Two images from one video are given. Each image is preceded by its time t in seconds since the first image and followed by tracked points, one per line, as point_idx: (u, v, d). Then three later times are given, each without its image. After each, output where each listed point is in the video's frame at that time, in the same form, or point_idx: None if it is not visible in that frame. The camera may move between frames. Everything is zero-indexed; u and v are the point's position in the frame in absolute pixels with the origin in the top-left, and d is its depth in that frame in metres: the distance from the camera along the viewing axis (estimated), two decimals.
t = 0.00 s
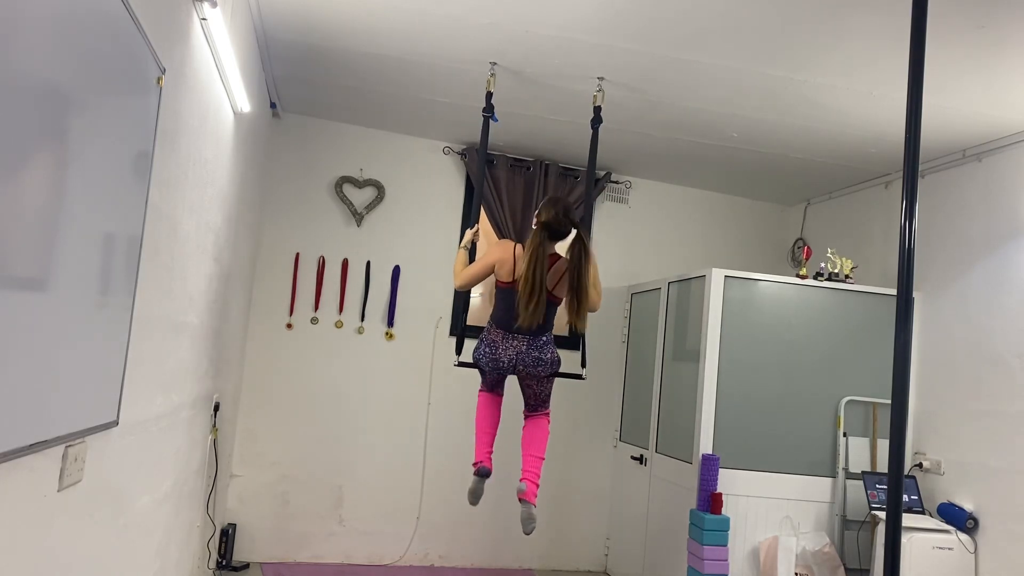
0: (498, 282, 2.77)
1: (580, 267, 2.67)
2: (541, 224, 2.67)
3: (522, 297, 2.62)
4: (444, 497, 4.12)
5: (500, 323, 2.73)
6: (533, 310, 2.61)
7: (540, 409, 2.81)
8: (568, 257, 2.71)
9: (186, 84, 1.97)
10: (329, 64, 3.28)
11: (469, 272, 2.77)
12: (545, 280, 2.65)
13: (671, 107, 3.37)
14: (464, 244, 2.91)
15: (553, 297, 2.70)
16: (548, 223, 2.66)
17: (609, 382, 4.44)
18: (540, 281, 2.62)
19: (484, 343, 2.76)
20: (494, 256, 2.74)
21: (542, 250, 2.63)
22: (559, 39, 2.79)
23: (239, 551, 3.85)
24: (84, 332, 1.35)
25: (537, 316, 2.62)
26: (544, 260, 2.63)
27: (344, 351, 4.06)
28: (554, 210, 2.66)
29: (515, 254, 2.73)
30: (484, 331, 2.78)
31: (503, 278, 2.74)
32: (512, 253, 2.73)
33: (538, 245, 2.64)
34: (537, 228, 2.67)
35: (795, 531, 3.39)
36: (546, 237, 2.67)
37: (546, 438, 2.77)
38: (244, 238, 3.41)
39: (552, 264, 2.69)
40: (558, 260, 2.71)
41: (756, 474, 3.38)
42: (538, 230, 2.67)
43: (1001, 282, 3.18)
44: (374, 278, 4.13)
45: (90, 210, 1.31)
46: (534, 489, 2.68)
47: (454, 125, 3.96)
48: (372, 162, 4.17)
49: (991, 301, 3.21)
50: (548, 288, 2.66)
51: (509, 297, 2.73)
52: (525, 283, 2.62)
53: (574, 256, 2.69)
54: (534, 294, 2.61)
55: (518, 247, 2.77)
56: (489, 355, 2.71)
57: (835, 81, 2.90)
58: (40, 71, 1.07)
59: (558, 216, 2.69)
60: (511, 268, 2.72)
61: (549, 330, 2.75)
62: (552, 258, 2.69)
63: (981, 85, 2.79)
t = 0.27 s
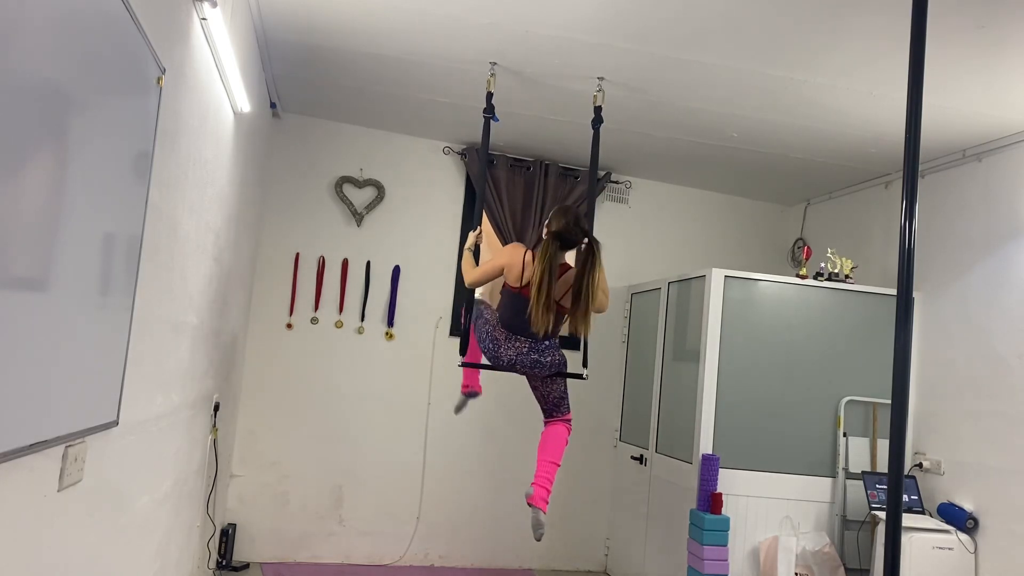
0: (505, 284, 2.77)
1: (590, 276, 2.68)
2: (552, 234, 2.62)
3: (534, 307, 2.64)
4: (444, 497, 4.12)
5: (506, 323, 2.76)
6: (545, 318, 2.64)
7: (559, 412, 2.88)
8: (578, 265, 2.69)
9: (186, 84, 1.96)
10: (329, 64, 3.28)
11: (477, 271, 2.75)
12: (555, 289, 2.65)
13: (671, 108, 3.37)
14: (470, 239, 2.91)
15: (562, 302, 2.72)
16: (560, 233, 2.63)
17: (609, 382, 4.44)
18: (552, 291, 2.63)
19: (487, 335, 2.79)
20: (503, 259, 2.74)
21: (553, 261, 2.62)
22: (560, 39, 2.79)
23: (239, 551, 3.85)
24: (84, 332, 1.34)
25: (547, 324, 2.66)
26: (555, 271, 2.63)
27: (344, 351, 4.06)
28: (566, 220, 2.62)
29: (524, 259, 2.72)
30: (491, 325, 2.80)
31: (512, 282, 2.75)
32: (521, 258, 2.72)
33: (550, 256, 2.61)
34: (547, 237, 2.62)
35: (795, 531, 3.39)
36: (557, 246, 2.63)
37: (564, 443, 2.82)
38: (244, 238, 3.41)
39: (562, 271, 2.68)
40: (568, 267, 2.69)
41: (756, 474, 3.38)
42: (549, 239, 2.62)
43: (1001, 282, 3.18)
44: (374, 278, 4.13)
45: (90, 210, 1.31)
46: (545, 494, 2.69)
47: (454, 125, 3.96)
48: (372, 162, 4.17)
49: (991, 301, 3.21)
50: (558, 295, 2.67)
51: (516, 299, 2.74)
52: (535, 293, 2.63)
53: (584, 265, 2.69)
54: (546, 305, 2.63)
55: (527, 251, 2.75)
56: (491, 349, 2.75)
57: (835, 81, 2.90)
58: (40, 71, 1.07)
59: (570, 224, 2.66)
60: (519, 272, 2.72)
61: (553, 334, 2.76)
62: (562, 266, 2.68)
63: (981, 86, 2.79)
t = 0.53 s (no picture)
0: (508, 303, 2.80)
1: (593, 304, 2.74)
2: (557, 265, 2.68)
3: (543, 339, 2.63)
4: (444, 497, 4.12)
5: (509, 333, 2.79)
6: (554, 352, 2.63)
7: (571, 405, 2.90)
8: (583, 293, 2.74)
9: (186, 84, 1.97)
10: (329, 64, 3.28)
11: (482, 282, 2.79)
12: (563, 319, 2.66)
13: (670, 108, 3.37)
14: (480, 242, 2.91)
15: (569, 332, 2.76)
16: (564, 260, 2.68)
17: (609, 382, 4.44)
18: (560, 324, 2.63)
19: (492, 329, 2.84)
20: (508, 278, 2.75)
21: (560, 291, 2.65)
22: (560, 39, 2.79)
23: (239, 551, 3.85)
24: (84, 332, 1.35)
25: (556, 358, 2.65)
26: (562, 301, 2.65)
27: (345, 351, 4.06)
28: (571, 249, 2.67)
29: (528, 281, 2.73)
30: (496, 324, 2.82)
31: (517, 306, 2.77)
32: (525, 281, 2.73)
33: (555, 287, 2.65)
34: (552, 267, 2.68)
35: (795, 531, 3.39)
36: (562, 277, 2.68)
37: (578, 437, 2.87)
38: (244, 238, 3.41)
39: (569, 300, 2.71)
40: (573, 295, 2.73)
41: (756, 474, 3.38)
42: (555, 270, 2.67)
43: (1001, 282, 3.18)
44: (374, 278, 4.13)
45: (90, 210, 1.31)
46: (556, 484, 2.74)
47: (454, 125, 3.96)
48: (372, 162, 4.17)
49: (991, 301, 3.21)
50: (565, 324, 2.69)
51: (521, 319, 2.76)
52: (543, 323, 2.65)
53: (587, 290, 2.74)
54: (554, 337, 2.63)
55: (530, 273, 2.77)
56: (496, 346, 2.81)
57: (835, 81, 2.90)
58: (40, 71, 1.07)
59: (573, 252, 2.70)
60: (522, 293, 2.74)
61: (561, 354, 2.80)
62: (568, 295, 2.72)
63: (981, 86, 2.79)
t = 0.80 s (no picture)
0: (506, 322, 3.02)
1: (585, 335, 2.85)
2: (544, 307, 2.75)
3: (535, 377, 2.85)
4: (444, 497, 4.12)
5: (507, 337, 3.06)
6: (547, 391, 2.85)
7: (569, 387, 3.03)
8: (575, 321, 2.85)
9: (186, 84, 1.97)
10: (329, 64, 3.28)
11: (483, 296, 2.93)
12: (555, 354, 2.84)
13: (671, 107, 3.37)
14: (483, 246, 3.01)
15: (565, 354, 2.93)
16: (552, 297, 2.73)
17: (609, 382, 4.44)
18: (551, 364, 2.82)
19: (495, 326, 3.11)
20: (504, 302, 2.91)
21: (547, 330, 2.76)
22: (559, 39, 2.79)
23: (239, 551, 3.85)
24: (83, 332, 1.34)
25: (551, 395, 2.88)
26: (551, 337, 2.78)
27: (345, 351, 4.06)
28: (559, 287, 2.70)
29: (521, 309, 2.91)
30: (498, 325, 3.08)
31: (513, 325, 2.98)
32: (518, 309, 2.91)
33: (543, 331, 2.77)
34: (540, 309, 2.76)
35: (795, 531, 3.39)
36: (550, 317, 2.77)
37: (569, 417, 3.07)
38: (244, 238, 3.41)
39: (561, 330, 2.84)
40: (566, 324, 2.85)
41: (756, 474, 3.38)
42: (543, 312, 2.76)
43: (1001, 282, 3.18)
44: (374, 278, 4.13)
45: (90, 210, 1.31)
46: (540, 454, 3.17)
47: (454, 125, 3.96)
48: (372, 162, 4.17)
49: (991, 301, 3.21)
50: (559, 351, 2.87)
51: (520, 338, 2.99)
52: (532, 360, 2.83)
53: (578, 320, 2.85)
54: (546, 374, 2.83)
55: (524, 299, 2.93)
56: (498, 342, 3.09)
57: (835, 81, 2.90)
58: (40, 71, 1.07)
59: (563, 288, 2.74)
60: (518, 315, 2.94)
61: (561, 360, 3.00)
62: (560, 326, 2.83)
63: (981, 86, 2.79)
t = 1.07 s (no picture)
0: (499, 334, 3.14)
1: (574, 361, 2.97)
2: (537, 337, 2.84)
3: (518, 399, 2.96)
4: (444, 497, 4.12)
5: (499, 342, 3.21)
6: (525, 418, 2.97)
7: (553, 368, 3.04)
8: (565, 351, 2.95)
9: (186, 84, 1.97)
10: (329, 64, 3.28)
11: (480, 304, 3.01)
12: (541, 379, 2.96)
13: (671, 108, 3.37)
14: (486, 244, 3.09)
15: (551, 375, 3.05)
16: (546, 327, 2.81)
17: (609, 381, 4.44)
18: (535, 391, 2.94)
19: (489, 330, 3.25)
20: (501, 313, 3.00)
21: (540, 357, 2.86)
22: (559, 39, 2.79)
23: (239, 551, 3.85)
24: (84, 332, 1.34)
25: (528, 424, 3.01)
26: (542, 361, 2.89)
27: (345, 351, 4.06)
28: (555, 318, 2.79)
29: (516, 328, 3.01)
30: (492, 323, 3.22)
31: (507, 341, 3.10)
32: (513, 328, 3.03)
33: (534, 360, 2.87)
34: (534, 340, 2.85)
35: (795, 532, 3.39)
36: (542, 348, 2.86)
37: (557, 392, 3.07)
38: (244, 238, 3.41)
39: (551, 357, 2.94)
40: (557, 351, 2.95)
41: (756, 474, 3.38)
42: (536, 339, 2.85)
43: (1000, 282, 3.18)
44: (374, 278, 4.13)
45: (90, 209, 1.31)
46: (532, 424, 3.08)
47: (454, 125, 3.96)
48: (372, 162, 4.17)
49: (991, 301, 3.21)
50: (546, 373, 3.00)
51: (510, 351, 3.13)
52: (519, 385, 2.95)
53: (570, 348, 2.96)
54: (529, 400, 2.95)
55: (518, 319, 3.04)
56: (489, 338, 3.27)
57: (834, 81, 2.90)
58: (41, 71, 1.07)
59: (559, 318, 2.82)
60: (512, 332, 3.06)
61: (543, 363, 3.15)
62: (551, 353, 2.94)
63: (981, 86, 2.79)
